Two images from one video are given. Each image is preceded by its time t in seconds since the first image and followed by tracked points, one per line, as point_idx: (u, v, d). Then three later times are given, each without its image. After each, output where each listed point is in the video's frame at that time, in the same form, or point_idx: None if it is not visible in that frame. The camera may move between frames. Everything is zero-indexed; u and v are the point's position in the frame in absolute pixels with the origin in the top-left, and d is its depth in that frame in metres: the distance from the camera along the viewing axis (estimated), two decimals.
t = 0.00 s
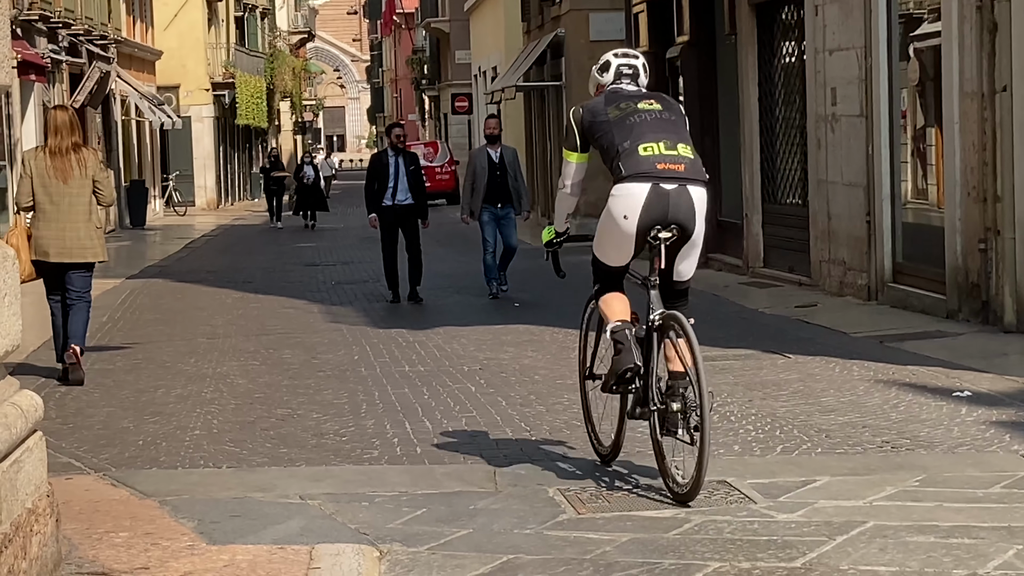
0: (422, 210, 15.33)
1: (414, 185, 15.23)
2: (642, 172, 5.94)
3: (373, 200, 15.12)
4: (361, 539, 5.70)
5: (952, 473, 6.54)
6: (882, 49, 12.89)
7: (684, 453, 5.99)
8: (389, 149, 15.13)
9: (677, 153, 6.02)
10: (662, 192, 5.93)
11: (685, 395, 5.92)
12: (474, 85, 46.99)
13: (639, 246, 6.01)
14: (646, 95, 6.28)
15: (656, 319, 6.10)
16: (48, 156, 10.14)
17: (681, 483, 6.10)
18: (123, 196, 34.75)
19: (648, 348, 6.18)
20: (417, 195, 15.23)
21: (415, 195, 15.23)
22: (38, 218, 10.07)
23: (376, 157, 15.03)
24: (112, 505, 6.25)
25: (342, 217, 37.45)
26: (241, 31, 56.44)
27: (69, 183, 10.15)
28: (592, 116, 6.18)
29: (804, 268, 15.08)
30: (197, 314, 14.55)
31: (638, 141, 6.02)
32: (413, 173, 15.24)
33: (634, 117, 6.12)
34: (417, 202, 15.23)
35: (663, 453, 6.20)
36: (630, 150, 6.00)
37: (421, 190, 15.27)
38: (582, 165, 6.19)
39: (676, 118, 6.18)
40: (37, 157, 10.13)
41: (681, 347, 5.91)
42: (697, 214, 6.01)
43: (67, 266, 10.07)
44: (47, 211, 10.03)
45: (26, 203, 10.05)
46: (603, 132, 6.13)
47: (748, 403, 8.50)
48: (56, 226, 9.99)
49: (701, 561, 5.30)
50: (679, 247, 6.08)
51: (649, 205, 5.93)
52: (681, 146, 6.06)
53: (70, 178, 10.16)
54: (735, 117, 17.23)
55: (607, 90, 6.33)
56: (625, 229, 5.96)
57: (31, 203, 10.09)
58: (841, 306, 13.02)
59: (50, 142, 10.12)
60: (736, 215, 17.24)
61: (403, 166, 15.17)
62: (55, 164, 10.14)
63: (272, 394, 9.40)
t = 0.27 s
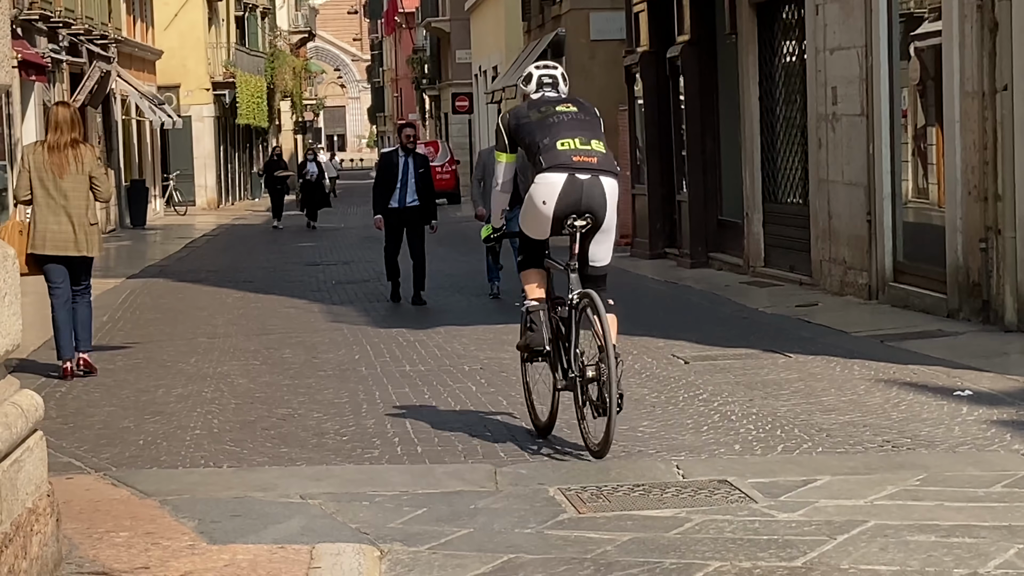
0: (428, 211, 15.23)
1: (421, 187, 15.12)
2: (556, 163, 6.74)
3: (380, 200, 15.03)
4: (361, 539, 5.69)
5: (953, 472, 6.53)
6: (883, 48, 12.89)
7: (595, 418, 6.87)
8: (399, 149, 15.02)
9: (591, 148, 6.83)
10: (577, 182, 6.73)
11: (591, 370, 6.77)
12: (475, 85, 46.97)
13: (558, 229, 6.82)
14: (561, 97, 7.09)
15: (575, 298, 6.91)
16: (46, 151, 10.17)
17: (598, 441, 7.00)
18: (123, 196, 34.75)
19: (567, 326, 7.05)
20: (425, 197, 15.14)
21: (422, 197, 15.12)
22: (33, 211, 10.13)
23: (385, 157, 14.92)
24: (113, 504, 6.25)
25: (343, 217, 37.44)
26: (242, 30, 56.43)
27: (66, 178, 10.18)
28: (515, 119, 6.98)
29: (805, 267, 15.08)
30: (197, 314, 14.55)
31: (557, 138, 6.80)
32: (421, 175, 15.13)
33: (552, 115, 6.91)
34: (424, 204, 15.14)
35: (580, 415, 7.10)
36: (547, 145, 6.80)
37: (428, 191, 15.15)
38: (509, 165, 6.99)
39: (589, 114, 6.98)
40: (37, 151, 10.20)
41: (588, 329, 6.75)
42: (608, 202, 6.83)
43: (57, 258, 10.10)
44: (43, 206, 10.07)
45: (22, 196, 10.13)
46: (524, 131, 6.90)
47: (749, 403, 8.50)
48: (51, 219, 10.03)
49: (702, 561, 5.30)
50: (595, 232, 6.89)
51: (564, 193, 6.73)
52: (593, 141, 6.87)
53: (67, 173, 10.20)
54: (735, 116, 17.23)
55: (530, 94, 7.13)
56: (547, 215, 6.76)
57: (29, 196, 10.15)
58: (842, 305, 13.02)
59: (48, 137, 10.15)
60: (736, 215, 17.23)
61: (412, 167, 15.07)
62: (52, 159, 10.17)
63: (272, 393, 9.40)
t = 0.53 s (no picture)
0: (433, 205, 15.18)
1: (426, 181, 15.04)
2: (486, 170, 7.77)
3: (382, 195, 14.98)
4: (359, 537, 5.69)
5: (951, 470, 6.53)
6: (880, 46, 12.88)
7: (523, 389, 7.69)
8: (401, 145, 15.01)
9: (519, 153, 7.84)
10: (507, 186, 7.73)
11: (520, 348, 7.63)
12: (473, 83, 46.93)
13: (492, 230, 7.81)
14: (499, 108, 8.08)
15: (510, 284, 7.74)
16: (49, 159, 10.34)
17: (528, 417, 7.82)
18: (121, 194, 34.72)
19: (502, 311, 7.91)
20: (429, 190, 15.06)
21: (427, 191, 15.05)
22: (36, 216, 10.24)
23: (387, 152, 14.98)
24: (110, 502, 6.24)
25: (340, 215, 37.42)
26: (239, 28, 56.39)
27: (67, 185, 10.34)
28: (457, 129, 8.01)
29: (802, 265, 15.08)
30: (195, 312, 14.55)
31: (489, 146, 7.82)
32: (425, 170, 15.03)
33: (488, 125, 7.91)
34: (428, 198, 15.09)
35: (513, 392, 7.93)
36: (481, 153, 7.83)
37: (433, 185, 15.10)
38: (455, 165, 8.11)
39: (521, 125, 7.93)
40: (39, 158, 10.34)
41: (518, 310, 7.62)
42: (538, 201, 7.81)
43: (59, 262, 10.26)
44: (47, 211, 10.21)
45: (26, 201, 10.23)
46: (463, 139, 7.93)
47: (747, 400, 8.50)
48: (55, 225, 10.18)
49: (700, 559, 5.30)
50: (529, 227, 7.87)
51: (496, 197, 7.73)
52: (523, 148, 7.87)
53: (68, 180, 10.35)
54: (733, 114, 17.22)
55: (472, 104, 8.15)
56: (483, 217, 7.78)
57: (32, 202, 10.27)
58: (839, 302, 13.02)
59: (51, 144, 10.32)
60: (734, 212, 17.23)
61: (415, 161, 15.03)
62: (54, 166, 10.32)
63: (270, 392, 9.40)
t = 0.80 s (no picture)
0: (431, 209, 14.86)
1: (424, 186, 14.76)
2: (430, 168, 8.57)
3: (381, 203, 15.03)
4: (354, 535, 5.69)
5: (946, 467, 6.54)
6: (875, 44, 12.89)
7: (468, 364, 8.53)
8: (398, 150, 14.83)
9: (461, 154, 8.65)
10: (449, 182, 8.55)
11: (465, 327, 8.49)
12: (468, 80, 46.91)
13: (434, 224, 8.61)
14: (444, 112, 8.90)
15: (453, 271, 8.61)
16: (49, 151, 10.45)
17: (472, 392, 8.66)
18: (116, 192, 34.68)
19: (449, 295, 8.77)
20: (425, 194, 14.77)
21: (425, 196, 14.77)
22: (40, 209, 10.35)
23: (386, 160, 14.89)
24: (106, 500, 6.24)
25: (336, 212, 37.38)
26: (234, 26, 56.33)
27: (69, 177, 10.47)
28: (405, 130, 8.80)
29: (797, 262, 15.09)
30: (190, 310, 14.53)
31: (434, 147, 8.63)
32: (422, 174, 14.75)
33: (434, 127, 8.70)
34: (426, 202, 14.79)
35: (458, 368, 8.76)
36: (426, 153, 8.63)
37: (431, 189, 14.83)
38: (404, 165, 8.89)
39: (463, 129, 8.76)
40: (40, 151, 10.44)
41: (462, 292, 8.50)
42: (476, 199, 8.62)
43: (65, 254, 10.42)
44: (52, 204, 10.34)
45: (29, 194, 10.33)
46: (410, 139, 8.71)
47: (742, 397, 8.50)
48: (59, 217, 10.31)
49: (696, 556, 5.30)
50: (467, 221, 8.69)
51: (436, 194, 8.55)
52: (465, 149, 8.68)
53: (70, 173, 10.48)
54: (728, 112, 17.22)
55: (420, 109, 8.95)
56: (424, 210, 8.58)
57: (35, 195, 10.38)
58: (835, 300, 13.03)
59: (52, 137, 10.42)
60: (729, 209, 17.23)
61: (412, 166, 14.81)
62: (55, 158, 10.45)
63: (265, 389, 9.40)
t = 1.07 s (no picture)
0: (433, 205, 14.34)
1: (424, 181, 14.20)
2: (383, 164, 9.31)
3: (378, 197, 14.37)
4: (350, 532, 5.70)
5: (941, 464, 6.55)
6: (870, 41, 12.90)
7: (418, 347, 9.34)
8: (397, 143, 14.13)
9: (412, 154, 9.41)
10: (400, 178, 9.27)
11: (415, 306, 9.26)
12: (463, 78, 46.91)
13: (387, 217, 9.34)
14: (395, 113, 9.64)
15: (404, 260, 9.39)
16: (44, 156, 10.49)
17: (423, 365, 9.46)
18: (111, 189, 34.66)
19: (399, 282, 9.54)
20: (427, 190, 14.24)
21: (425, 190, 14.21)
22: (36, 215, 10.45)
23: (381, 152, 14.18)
24: (101, 498, 6.24)
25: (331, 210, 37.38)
26: (229, 23, 56.29)
27: (64, 180, 10.49)
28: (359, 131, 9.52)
29: (792, 260, 15.10)
30: (186, 307, 14.54)
31: (387, 147, 9.36)
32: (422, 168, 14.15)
33: (386, 128, 9.44)
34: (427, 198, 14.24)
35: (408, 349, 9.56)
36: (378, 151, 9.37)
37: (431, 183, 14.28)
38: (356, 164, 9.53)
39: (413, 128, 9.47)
40: (35, 155, 10.51)
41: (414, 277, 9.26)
42: (426, 193, 9.38)
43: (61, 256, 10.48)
44: (46, 209, 10.41)
45: (23, 201, 10.43)
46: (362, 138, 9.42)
47: (737, 395, 8.51)
48: (54, 221, 10.39)
49: (691, 553, 5.31)
50: (417, 215, 9.44)
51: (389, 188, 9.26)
52: (414, 148, 9.43)
53: (66, 176, 10.51)
54: (723, 109, 17.23)
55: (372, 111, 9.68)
56: (379, 203, 9.30)
57: (31, 199, 10.47)
58: (829, 297, 13.03)
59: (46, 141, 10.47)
60: (725, 207, 17.24)
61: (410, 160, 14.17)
62: (50, 163, 10.48)
63: (260, 386, 9.40)
